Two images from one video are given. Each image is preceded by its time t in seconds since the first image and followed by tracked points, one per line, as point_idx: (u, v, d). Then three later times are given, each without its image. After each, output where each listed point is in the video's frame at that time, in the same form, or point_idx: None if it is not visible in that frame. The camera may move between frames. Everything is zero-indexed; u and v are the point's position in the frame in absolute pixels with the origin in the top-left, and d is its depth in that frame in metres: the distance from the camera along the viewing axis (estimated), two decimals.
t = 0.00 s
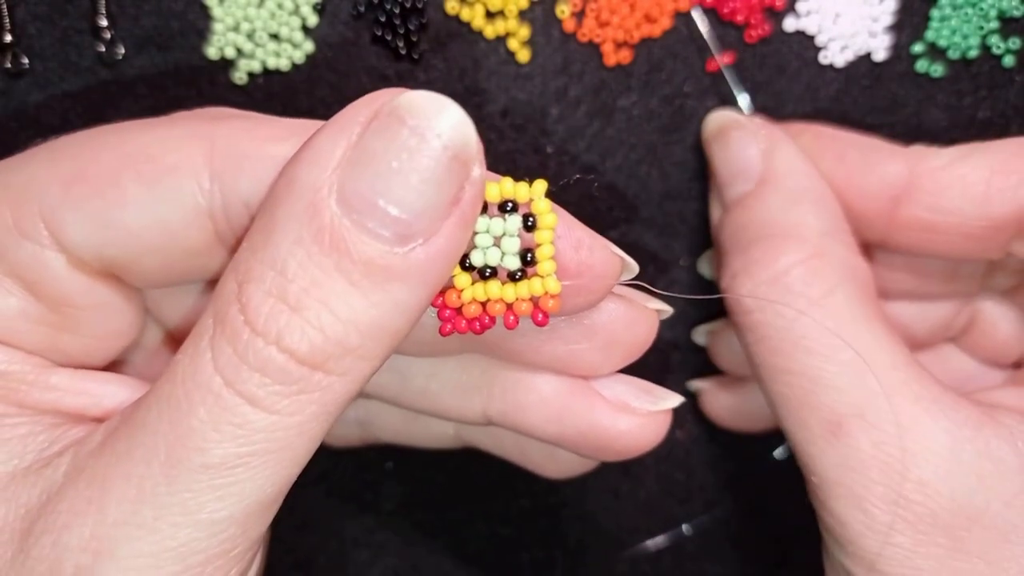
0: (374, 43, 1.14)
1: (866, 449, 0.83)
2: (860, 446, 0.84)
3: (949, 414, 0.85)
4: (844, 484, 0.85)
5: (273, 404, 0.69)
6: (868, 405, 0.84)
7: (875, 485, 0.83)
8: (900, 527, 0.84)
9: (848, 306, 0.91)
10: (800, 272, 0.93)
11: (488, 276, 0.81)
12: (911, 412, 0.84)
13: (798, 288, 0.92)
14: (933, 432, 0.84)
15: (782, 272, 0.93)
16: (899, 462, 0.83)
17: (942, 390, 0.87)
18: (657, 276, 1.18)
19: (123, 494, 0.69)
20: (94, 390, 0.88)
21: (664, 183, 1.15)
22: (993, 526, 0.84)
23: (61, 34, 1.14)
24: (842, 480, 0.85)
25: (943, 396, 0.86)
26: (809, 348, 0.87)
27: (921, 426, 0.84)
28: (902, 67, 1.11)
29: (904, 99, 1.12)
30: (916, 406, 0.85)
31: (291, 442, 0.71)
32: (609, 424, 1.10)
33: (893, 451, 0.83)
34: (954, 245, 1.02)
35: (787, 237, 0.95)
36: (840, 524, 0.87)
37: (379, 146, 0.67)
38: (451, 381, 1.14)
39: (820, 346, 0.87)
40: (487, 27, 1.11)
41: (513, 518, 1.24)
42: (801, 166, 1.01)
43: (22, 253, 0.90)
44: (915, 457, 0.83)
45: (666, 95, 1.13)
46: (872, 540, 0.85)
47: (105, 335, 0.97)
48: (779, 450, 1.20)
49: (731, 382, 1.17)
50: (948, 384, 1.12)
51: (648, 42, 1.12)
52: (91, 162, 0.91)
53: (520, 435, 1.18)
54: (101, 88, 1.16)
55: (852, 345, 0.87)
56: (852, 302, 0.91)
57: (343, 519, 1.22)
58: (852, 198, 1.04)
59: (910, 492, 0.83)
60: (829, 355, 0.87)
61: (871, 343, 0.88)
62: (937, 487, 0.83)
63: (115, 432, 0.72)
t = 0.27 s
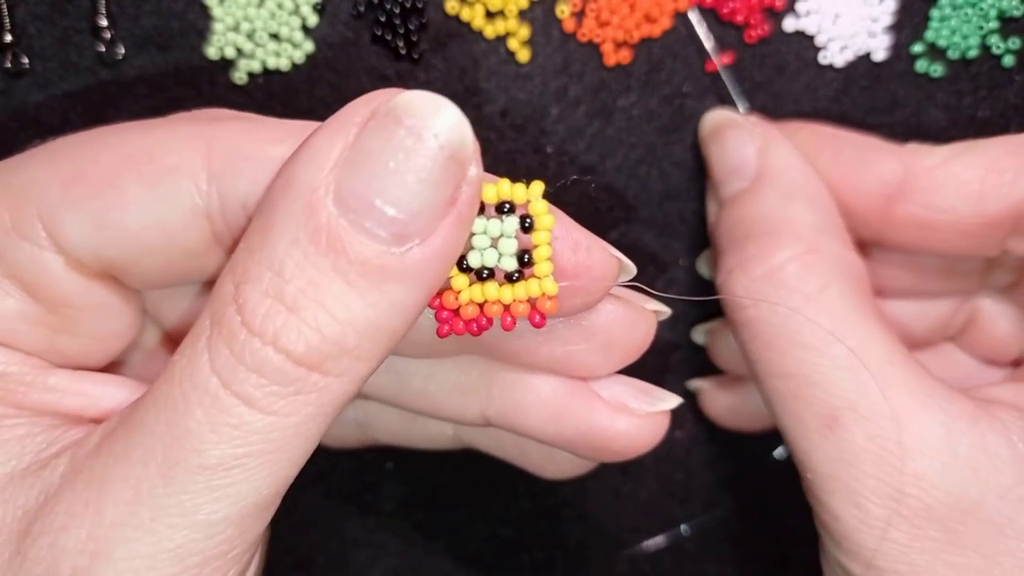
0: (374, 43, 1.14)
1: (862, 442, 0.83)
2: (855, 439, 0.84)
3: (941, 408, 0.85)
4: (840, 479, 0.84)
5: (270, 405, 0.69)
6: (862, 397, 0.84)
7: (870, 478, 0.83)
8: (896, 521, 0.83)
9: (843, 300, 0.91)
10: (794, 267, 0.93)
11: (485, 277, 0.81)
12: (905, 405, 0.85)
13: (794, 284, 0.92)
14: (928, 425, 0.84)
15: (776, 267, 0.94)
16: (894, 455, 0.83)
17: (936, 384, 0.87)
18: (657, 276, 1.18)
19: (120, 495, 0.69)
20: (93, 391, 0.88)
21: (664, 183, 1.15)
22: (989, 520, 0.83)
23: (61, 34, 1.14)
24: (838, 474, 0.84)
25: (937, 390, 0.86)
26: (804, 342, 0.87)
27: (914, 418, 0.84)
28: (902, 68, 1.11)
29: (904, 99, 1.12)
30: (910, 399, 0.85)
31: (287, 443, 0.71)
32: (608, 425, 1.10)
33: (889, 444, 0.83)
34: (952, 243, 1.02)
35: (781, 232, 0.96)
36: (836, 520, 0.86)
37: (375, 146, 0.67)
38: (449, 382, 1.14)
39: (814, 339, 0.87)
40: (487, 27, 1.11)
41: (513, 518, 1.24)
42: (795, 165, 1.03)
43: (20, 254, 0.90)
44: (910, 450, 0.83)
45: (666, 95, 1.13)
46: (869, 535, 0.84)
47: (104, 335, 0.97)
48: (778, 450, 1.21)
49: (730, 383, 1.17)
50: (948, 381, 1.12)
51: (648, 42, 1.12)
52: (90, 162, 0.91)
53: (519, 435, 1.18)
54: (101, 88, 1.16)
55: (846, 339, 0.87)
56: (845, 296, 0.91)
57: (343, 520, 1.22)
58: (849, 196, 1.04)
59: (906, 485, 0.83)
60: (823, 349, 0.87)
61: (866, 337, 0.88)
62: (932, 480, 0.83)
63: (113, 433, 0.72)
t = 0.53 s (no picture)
0: (374, 43, 1.14)
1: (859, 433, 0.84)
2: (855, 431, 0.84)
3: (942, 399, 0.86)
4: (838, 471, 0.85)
5: (271, 406, 0.69)
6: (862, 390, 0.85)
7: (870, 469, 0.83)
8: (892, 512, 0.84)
9: (846, 288, 0.90)
10: (794, 257, 0.92)
11: (486, 279, 0.81)
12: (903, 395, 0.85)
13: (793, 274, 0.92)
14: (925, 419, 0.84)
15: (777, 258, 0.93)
16: (891, 447, 0.83)
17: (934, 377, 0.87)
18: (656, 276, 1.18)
19: (120, 497, 0.69)
20: (93, 393, 0.88)
21: (664, 182, 1.15)
22: (986, 512, 0.84)
23: (61, 33, 1.14)
24: (835, 464, 0.85)
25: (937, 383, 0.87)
26: (804, 330, 0.87)
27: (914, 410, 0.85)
28: (902, 67, 1.11)
29: (904, 99, 1.12)
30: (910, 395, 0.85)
31: (287, 445, 0.71)
32: (609, 425, 1.10)
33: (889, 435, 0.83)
34: (941, 231, 1.02)
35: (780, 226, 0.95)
36: (831, 509, 0.87)
37: (376, 147, 0.67)
38: (449, 383, 1.15)
39: (813, 332, 0.88)
40: (487, 27, 1.11)
41: (513, 518, 1.24)
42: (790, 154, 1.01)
43: (20, 256, 0.90)
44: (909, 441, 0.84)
45: (665, 95, 1.13)
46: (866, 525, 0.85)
47: (103, 337, 0.97)
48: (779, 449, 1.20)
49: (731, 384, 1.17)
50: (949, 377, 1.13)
51: (648, 42, 1.12)
52: (90, 163, 0.91)
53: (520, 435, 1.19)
54: (100, 88, 1.16)
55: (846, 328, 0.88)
56: (848, 284, 0.90)
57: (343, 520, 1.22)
58: (843, 184, 1.04)
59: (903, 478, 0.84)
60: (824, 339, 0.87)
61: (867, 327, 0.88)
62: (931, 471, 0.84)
63: (114, 435, 0.72)
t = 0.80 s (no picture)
0: (374, 43, 1.14)
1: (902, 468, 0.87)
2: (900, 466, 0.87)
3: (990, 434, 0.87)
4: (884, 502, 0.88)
5: (272, 404, 0.69)
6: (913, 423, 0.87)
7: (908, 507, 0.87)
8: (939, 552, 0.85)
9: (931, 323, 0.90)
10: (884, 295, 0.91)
11: (485, 278, 0.81)
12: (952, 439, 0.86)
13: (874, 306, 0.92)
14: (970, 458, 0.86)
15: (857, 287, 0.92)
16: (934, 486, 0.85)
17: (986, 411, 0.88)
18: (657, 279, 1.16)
19: (121, 496, 0.69)
20: (93, 392, 0.88)
21: (665, 182, 1.15)
22: None
23: (61, 33, 1.14)
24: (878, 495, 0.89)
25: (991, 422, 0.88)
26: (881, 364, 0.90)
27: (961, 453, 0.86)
28: (903, 67, 1.11)
29: (905, 99, 1.12)
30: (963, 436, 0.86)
31: (288, 444, 0.71)
32: (607, 426, 1.09)
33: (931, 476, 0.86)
34: None
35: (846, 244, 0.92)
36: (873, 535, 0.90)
37: (376, 146, 0.67)
38: (449, 382, 1.15)
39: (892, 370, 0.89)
40: (487, 27, 1.12)
41: (513, 519, 1.24)
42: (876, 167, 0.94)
43: (20, 255, 0.90)
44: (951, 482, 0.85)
45: (666, 95, 1.13)
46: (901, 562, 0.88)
47: (104, 336, 0.97)
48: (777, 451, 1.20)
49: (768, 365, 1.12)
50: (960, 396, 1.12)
51: (648, 42, 1.12)
52: (91, 163, 0.91)
53: (519, 435, 1.20)
54: (100, 88, 1.16)
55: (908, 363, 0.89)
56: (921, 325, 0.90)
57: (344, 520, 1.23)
58: (928, 186, 0.99)
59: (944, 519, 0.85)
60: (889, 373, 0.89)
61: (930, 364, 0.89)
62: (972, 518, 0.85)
63: (114, 434, 0.72)
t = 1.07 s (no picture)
0: (374, 43, 1.14)
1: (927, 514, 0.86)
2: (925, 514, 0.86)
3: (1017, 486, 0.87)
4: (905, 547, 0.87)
5: (272, 407, 0.69)
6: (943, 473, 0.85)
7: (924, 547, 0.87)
8: None
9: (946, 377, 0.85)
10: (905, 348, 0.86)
11: (485, 281, 0.80)
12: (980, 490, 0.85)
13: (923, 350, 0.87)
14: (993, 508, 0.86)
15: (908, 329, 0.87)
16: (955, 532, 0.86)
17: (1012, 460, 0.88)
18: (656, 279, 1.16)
19: (121, 498, 0.69)
20: (93, 394, 0.88)
21: (665, 182, 1.15)
22: None
23: (61, 33, 1.14)
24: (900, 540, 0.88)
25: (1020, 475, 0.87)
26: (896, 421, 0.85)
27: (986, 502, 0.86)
28: (903, 68, 1.11)
29: (905, 99, 1.12)
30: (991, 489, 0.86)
31: (289, 446, 0.71)
32: (607, 430, 1.11)
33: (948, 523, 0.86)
34: None
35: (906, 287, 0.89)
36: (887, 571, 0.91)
37: (378, 148, 0.67)
38: (450, 386, 1.16)
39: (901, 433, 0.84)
40: (487, 27, 1.11)
41: (513, 520, 1.23)
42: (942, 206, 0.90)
43: (21, 257, 0.90)
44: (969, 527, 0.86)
45: (666, 95, 1.13)
46: None
47: (104, 338, 0.97)
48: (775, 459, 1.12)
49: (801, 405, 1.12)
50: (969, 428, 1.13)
51: (648, 42, 1.12)
52: (92, 165, 0.91)
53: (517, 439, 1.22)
54: (100, 89, 1.16)
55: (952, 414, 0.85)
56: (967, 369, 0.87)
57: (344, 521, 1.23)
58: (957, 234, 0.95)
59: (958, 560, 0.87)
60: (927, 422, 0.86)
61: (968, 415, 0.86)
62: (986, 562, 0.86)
63: (115, 436, 0.72)
